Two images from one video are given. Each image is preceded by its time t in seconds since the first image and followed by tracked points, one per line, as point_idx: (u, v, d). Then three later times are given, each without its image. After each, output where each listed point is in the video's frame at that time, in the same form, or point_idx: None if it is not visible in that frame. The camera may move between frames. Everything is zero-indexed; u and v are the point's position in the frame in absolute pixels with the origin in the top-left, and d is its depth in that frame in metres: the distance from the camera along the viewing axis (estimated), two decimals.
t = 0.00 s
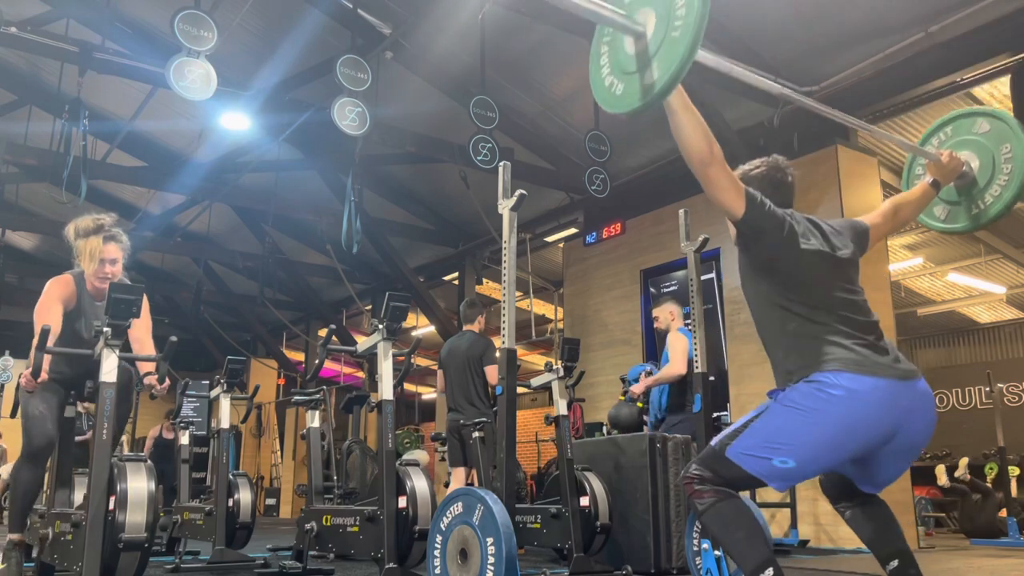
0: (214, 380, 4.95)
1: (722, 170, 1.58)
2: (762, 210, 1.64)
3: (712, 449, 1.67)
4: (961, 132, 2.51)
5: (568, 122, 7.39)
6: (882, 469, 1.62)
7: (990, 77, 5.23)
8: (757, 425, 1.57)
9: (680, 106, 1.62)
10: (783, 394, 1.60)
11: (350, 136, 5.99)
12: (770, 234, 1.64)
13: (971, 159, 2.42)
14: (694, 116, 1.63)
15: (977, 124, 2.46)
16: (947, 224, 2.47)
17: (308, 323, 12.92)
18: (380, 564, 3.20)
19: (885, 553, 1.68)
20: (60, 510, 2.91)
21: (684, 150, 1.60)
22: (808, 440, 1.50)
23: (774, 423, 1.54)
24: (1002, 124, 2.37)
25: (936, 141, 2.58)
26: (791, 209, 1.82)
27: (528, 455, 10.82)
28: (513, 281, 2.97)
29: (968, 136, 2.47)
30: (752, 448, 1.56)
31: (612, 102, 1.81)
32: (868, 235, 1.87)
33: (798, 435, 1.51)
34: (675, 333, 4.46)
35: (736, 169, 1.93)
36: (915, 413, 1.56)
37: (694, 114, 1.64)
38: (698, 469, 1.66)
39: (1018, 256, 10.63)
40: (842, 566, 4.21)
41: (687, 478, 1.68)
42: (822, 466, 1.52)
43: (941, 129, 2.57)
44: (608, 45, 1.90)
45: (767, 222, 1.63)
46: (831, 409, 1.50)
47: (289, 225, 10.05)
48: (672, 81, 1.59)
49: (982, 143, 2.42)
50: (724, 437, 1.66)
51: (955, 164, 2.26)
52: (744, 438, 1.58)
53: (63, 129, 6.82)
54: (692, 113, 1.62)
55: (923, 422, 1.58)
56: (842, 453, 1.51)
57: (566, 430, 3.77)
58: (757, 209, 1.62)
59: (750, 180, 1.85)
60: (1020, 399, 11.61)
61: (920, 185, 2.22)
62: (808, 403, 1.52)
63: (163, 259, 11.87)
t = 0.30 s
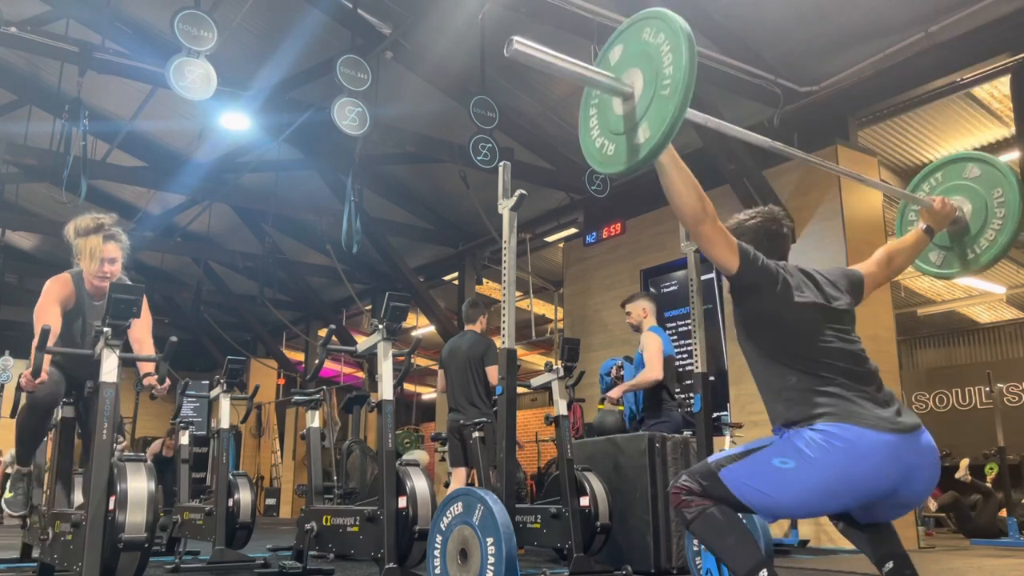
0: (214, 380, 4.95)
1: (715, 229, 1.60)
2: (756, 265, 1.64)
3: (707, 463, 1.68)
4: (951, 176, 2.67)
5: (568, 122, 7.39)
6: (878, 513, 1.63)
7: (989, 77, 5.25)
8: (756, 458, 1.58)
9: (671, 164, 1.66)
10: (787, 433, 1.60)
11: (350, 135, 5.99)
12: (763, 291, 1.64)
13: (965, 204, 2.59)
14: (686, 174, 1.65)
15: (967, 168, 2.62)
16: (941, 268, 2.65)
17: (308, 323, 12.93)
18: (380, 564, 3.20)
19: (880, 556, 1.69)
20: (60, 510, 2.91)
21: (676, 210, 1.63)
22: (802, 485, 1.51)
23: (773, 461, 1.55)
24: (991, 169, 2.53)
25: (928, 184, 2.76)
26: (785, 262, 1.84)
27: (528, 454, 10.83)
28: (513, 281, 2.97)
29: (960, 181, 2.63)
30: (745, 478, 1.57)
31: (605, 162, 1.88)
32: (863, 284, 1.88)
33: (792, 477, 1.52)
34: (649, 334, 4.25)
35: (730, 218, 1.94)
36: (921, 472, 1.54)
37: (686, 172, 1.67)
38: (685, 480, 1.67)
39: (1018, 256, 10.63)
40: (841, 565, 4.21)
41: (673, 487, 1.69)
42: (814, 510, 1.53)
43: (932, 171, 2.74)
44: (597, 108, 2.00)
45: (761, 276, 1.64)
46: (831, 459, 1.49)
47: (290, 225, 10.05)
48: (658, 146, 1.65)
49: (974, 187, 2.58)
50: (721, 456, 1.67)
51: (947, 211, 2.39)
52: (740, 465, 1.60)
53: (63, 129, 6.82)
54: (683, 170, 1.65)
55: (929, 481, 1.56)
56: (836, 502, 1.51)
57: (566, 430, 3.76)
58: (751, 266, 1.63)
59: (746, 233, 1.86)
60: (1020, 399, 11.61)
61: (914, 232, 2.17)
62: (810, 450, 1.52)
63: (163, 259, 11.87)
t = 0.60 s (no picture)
0: (214, 380, 4.95)
1: (711, 255, 1.60)
2: (754, 290, 1.63)
3: (707, 472, 1.68)
4: (944, 198, 2.69)
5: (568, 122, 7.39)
6: (878, 536, 1.63)
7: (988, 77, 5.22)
8: (758, 475, 1.59)
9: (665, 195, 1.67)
10: (790, 453, 1.60)
11: (350, 135, 6.00)
12: (762, 315, 1.63)
13: (959, 225, 2.60)
14: (678, 200, 1.67)
15: (960, 190, 2.64)
16: (937, 290, 2.66)
17: (308, 323, 12.94)
18: (380, 564, 3.19)
19: (878, 558, 1.69)
20: (60, 510, 2.91)
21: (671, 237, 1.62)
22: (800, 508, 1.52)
23: (774, 480, 1.56)
24: (985, 190, 2.55)
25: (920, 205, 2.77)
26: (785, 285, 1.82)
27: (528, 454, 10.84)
28: (513, 281, 2.97)
29: (953, 203, 2.65)
30: (745, 492, 1.59)
31: (598, 192, 1.91)
32: (861, 307, 1.88)
33: (791, 499, 1.53)
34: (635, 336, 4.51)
35: (729, 240, 1.94)
36: (922, 502, 1.53)
37: (680, 201, 1.67)
38: (684, 484, 1.68)
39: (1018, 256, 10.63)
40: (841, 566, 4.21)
41: (671, 491, 1.70)
42: (813, 532, 1.54)
43: (925, 193, 2.75)
44: (588, 139, 2.03)
45: (760, 302, 1.63)
46: (830, 485, 1.49)
47: (289, 225, 10.05)
48: (648, 178, 1.69)
49: (968, 208, 2.59)
50: (723, 464, 1.68)
51: (942, 233, 2.41)
52: (741, 480, 1.61)
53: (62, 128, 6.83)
54: (676, 200, 1.67)
55: (931, 509, 1.56)
56: (833, 528, 1.52)
57: (566, 430, 3.76)
58: (749, 291, 1.62)
59: (744, 256, 1.85)
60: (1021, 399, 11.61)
61: (908, 257, 2.18)
62: (811, 475, 1.52)
63: (163, 259, 11.88)
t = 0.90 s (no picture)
0: (214, 380, 4.94)
1: (708, 211, 1.64)
2: (750, 246, 1.68)
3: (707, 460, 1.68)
4: (934, 162, 2.67)
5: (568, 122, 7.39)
6: (876, 492, 1.66)
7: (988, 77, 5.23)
8: (757, 443, 1.60)
9: (659, 149, 1.70)
10: (783, 416, 1.62)
11: (350, 135, 6.00)
12: (758, 272, 1.68)
13: (949, 187, 2.58)
14: (676, 158, 1.69)
15: (949, 154, 2.63)
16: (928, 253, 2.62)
17: (308, 323, 12.94)
18: (380, 564, 3.20)
19: (877, 555, 1.72)
20: (60, 510, 2.91)
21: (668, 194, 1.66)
22: (802, 465, 1.53)
23: (774, 444, 1.57)
24: (973, 152, 2.54)
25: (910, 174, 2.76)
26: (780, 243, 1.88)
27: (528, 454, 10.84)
28: (513, 281, 2.97)
29: (944, 167, 2.63)
30: (747, 464, 1.59)
31: (593, 148, 1.91)
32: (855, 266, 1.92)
33: (794, 458, 1.54)
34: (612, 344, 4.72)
35: (724, 201, 1.99)
36: (914, 444, 1.59)
37: (676, 157, 1.70)
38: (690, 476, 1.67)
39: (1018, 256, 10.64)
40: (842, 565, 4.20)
41: (678, 485, 1.69)
42: (818, 489, 1.55)
43: (915, 163, 2.75)
44: (583, 98, 2.04)
45: (755, 258, 1.68)
46: (829, 434, 1.52)
47: (289, 224, 10.06)
48: (645, 128, 1.69)
49: (957, 171, 2.58)
50: (721, 448, 1.68)
51: (933, 197, 2.39)
52: (740, 453, 1.61)
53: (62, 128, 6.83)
54: (672, 156, 1.69)
55: (922, 452, 1.61)
56: (837, 479, 1.53)
57: (566, 430, 3.76)
58: (745, 248, 1.67)
59: (740, 215, 1.90)
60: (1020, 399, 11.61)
61: (902, 219, 2.21)
62: (809, 429, 1.55)
63: (163, 259, 11.88)
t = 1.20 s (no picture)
0: (214, 380, 4.95)
1: (709, 152, 1.68)
2: (750, 187, 1.73)
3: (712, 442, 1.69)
4: (929, 113, 2.68)
5: (568, 122, 7.39)
6: (875, 440, 1.71)
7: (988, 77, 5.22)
8: (756, 406, 1.64)
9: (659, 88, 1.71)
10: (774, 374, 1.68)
11: (350, 136, 5.99)
12: (759, 213, 1.74)
13: (944, 136, 2.58)
14: (676, 98, 1.71)
15: (944, 103, 2.64)
16: (926, 202, 2.63)
17: (308, 323, 12.94)
18: (380, 564, 3.19)
19: (885, 552, 1.72)
20: (60, 510, 2.91)
21: (669, 135, 1.69)
22: (801, 416, 1.58)
23: (772, 402, 1.61)
24: (968, 100, 2.54)
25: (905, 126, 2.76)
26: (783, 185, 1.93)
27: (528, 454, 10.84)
28: (513, 281, 2.97)
29: (938, 116, 2.64)
30: (751, 429, 1.61)
31: (594, 91, 1.91)
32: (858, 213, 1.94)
33: (794, 411, 1.58)
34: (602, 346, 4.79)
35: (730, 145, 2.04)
36: (903, 383, 1.66)
37: (676, 98, 1.72)
38: (700, 463, 1.68)
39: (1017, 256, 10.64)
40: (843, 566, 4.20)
41: (689, 472, 1.70)
42: (821, 439, 1.59)
43: (910, 114, 2.75)
44: (584, 44, 2.02)
45: (756, 200, 1.73)
46: (821, 379, 1.59)
47: (289, 224, 10.06)
48: (647, 63, 1.70)
49: (951, 119, 2.59)
50: (723, 425, 1.70)
51: (930, 144, 2.36)
52: (742, 421, 1.64)
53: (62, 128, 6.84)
54: (672, 96, 1.71)
55: (911, 391, 1.68)
56: (836, 423, 1.59)
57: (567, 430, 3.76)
58: (746, 188, 1.73)
59: (743, 157, 1.96)
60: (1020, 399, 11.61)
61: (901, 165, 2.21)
62: (802, 379, 1.60)
63: (163, 259, 11.89)
